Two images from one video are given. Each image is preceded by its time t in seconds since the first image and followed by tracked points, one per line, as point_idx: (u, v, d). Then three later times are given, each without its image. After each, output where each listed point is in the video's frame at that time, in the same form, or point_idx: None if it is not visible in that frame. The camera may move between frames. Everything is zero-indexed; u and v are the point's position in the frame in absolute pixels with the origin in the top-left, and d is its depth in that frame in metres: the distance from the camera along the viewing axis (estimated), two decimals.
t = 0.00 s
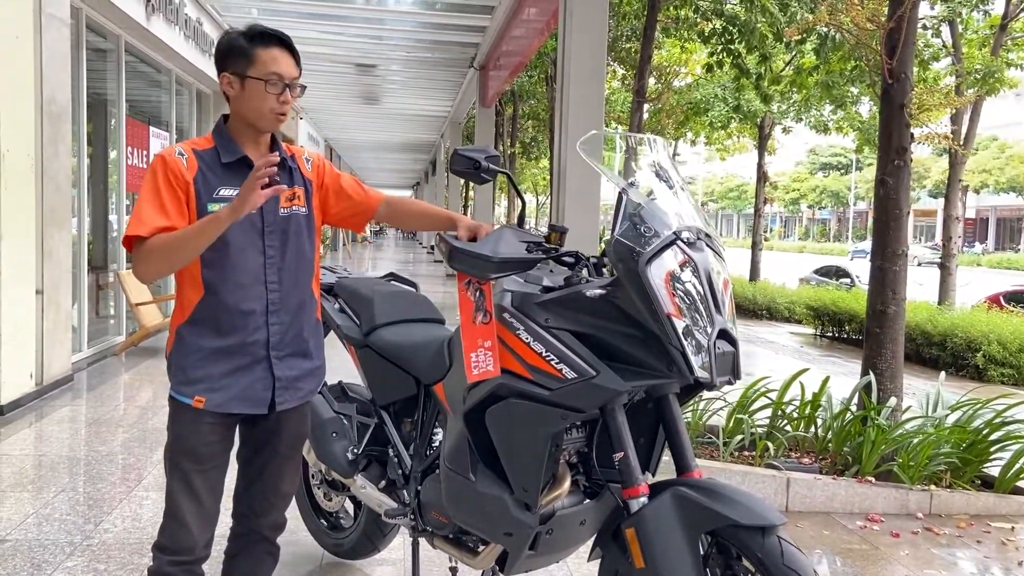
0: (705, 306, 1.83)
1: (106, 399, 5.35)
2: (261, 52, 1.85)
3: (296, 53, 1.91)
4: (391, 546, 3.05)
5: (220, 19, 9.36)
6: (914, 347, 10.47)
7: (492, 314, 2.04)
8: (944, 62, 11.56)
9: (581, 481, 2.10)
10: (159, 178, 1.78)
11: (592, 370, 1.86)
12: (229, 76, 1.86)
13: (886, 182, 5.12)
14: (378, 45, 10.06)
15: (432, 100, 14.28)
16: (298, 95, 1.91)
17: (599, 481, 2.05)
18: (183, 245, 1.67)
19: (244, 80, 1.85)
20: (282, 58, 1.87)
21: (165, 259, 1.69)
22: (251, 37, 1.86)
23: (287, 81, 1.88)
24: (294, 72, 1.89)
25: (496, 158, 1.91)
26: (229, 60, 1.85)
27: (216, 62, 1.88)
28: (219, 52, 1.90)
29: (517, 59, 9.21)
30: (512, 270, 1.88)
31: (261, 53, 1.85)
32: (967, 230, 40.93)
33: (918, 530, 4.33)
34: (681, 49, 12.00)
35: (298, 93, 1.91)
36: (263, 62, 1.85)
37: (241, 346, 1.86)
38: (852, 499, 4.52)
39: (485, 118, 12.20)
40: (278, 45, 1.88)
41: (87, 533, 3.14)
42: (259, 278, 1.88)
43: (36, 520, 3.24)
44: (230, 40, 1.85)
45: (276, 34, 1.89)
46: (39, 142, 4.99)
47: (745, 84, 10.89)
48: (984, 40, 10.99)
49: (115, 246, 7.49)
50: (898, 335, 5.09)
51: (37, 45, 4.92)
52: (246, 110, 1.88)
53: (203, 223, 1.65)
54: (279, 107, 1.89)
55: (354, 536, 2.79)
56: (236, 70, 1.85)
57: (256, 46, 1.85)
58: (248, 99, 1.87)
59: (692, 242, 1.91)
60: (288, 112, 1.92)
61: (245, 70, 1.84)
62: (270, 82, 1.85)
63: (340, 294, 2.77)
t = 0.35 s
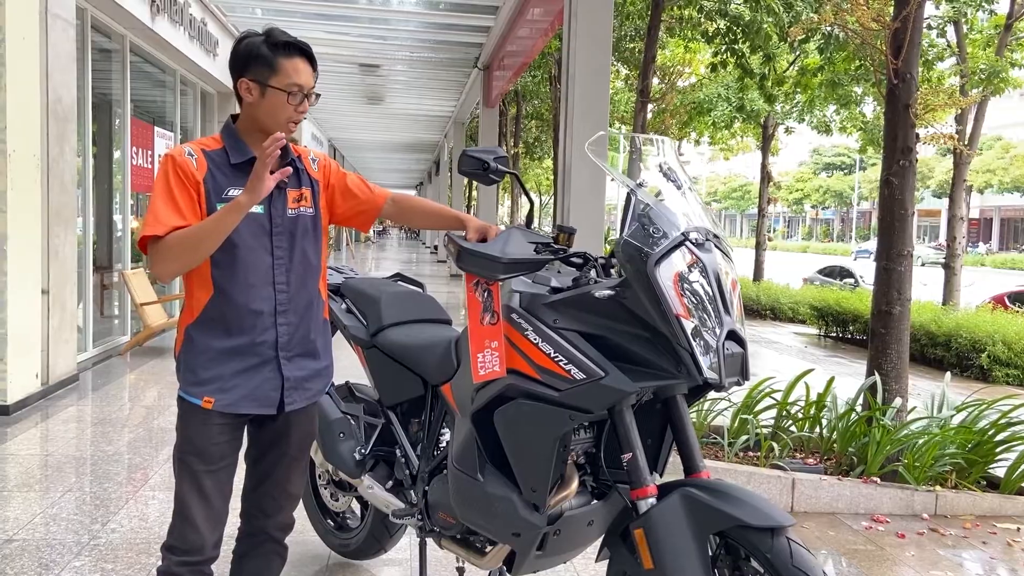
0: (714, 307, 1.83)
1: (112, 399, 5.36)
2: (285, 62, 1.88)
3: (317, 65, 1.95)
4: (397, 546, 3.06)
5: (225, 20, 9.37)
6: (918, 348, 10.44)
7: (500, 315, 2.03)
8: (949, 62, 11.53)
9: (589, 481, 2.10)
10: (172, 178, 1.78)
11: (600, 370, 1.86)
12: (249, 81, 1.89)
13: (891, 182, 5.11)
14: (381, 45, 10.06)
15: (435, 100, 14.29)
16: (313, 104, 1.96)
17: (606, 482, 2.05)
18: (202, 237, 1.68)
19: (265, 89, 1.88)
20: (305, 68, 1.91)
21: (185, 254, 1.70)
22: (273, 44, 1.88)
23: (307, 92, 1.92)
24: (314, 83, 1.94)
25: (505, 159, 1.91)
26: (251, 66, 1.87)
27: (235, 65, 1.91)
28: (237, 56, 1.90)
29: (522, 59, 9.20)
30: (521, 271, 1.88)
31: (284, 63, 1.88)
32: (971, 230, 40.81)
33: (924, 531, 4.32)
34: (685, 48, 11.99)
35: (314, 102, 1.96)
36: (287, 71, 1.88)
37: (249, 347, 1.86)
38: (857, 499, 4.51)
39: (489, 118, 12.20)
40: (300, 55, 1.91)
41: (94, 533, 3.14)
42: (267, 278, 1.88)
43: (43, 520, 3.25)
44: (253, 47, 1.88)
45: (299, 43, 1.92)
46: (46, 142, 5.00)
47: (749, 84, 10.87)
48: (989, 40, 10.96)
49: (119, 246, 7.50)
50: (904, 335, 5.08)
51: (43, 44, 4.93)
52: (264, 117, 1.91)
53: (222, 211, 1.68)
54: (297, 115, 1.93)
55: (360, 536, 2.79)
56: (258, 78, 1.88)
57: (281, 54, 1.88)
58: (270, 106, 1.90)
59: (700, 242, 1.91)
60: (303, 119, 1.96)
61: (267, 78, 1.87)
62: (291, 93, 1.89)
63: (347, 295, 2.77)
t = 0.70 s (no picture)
0: (732, 306, 1.84)
1: (114, 398, 5.35)
2: (298, 61, 1.87)
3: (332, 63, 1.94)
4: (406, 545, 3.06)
5: (224, 17, 9.35)
6: (915, 346, 10.47)
7: (519, 314, 2.03)
8: (946, 61, 11.57)
9: (603, 479, 2.11)
10: (191, 177, 1.79)
11: (618, 369, 1.87)
12: (264, 82, 1.90)
13: (892, 181, 5.13)
14: (380, 43, 10.05)
15: (433, 98, 14.28)
16: (329, 103, 1.96)
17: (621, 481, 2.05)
18: (228, 236, 1.70)
19: (279, 88, 1.89)
20: (321, 67, 1.90)
21: (211, 255, 1.71)
22: (288, 44, 1.88)
23: (322, 91, 1.91)
24: (330, 82, 1.93)
25: (522, 159, 1.91)
26: (267, 66, 1.88)
27: (251, 65, 1.91)
28: (254, 56, 1.90)
29: (522, 57, 9.20)
30: (538, 271, 1.89)
31: (298, 61, 1.88)
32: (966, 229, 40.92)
33: (926, 529, 4.34)
34: (683, 47, 12.00)
35: (330, 101, 1.96)
36: (302, 70, 1.88)
37: (268, 346, 1.86)
38: (859, 497, 4.53)
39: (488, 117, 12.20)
40: (315, 55, 1.91)
41: (103, 531, 3.14)
42: (286, 278, 1.88)
43: (52, 518, 3.25)
44: (267, 47, 1.88)
45: (314, 43, 1.91)
46: (49, 139, 4.99)
47: (747, 83, 10.89)
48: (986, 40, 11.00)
49: (119, 243, 7.49)
50: (905, 333, 5.10)
51: (45, 41, 4.91)
52: (280, 116, 1.91)
53: (246, 211, 1.70)
54: (313, 115, 1.92)
55: (371, 535, 2.80)
56: (273, 77, 1.88)
57: (297, 54, 1.88)
58: (286, 106, 1.90)
59: (718, 242, 1.92)
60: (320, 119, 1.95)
61: (283, 78, 1.87)
62: (305, 92, 1.89)
63: (358, 293, 2.77)
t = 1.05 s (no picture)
0: (748, 303, 1.86)
1: (112, 394, 5.33)
2: (309, 56, 1.87)
3: (343, 56, 1.93)
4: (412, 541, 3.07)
5: (218, 12, 9.31)
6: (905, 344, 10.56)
7: (536, 310, 2.04)
8: (936, 60, 11.65)
9: (614, 474, 2.13)
10: (210, 174, 1.79)
11: (634, 365, 1.88)
12: (276, 77, 1.89)
13: (888, 179, 5.14)
14: (375, 39, 10.03)
15: (426, 95, 14.26)
16: (343, 95, 1.94)
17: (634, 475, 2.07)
18: (250, 235, 1.70)
19: (292, 84, 1.88)
20: (332, 61, 1.89)
21: (231, 253, 1.72)
22: (299, 39, 1.88)
23: (334, 84, 1.90)
24: (341, 75, 1.92)
25: (538, 155, 1.92)
26: (279, 62, 1.87)
27: (264, 62, 1.91)
28: (267, 52, 1.90)
29: (518, 54, 9.23)
30: (555, 267, 1.90)
31: (309, 56, 1.87)
32: (953, 227, 41.19)
33: (921, 524, 4.39)
34: (676, 45, 12.03)
35: (343, 93, 1.94)
36: (314, 65, 1.87)
37: (286, 342, 1.86)
38: (855, 492, 4.57)
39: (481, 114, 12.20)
40: (326, 48, 1.89)
41: (108, 527, 3.14)
42: (304, 275, 1.89)
43: (56, 514, 3.24)
44: (279, 42, 1.88)
45: (325, 36, 1.90)
46: (47, 135, 4.96)
47: (740, 81, 10.92)
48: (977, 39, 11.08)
49: (114, 239, 7.45)
50: (900, 330, 5.13)
51: (45, 36, 4.89)
52: (294, 112, 1.90)
53: (267, 209, 1.70)
54: (326, 108, 1.91)
55: (379, 530, 2.81)
56: (285, 73, 1.87)
57: (307, 49, 1.87)
58: (299, 102, 1.89)
59: (733, 239, 1.94)
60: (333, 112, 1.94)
61: (294, 73, 1.87)
62: (318, 86, 1.88)
63: (367, 289, 2.77)
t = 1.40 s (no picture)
0: (759, 301, 1.88)
1: (106, 391, 5.29)
2: (320, 53, 1.85)
3: (355, 53, 1.91)
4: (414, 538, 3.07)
5: (210, 7, 9.25)
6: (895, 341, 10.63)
7: (546, 309, 2.04)
8: (926, 59, 11.73)
9: (622, 472, 2.14)
10: (222, 172, 1.78)
11: (646, 363, 1.89)
12: (287, 75, 1.88)
13: (883, 178, 5.17)
14: (368, 34, 9.99)
15: (418, 91, 14.24)
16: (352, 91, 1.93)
17: (643, 472, 2.08)
18: (262, 234, 1.70)
19: (303, 81, 1.87)
20: (341, 57, 1.88)
21: (246, 252, 1.71)
22: (309, 36, 1.87)
23: (344, 80, 1.89)
24: (350, 70, 1.90)
25: (550, 154, 1.93)
26: (289, 60, 1.86)
27: (275, 59, 1.90)
28: (277, 49, 1.89)
29: (512, 52, 9.22)
30: (567, 266, 1.91)
31: (320, 53, 1.85)
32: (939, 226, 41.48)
33: (915, 520, 4.42)
34: (668, 43, 12.05)
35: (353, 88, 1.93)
36: (324, 62, 1.86)
37: (299, 339, 1.86)
38: (849, 488, 4.60)
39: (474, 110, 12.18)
40: (336, 44, 1.88)
41: (108, 524, 3.12)
42: (316, 272, 1.89)
43: (56, 511, 3.23)
44: (290, 40, 1.86)
45: (335, 32, 1.89)
46: (41, 129, 4.93)
47: (732, 79, 10.96)
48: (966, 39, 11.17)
49: (106, 234, 7.40)
50: (893, 327, 5.17)
51: (40, 30, 4.85)
52: (306, 110, 1.89)
53: (281, 208, 1.70)
54: (335, 105, 1.90)
55: (383, 527, 2.81)
56: (295, 70, 1.86)
57: (317, 44, 1.86)
58: (308, 98, 1.88)
59: (743, 238, 1.96)
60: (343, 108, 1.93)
61: (305, 70, 1.86)
62: (329, 83, 1.86)
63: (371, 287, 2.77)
